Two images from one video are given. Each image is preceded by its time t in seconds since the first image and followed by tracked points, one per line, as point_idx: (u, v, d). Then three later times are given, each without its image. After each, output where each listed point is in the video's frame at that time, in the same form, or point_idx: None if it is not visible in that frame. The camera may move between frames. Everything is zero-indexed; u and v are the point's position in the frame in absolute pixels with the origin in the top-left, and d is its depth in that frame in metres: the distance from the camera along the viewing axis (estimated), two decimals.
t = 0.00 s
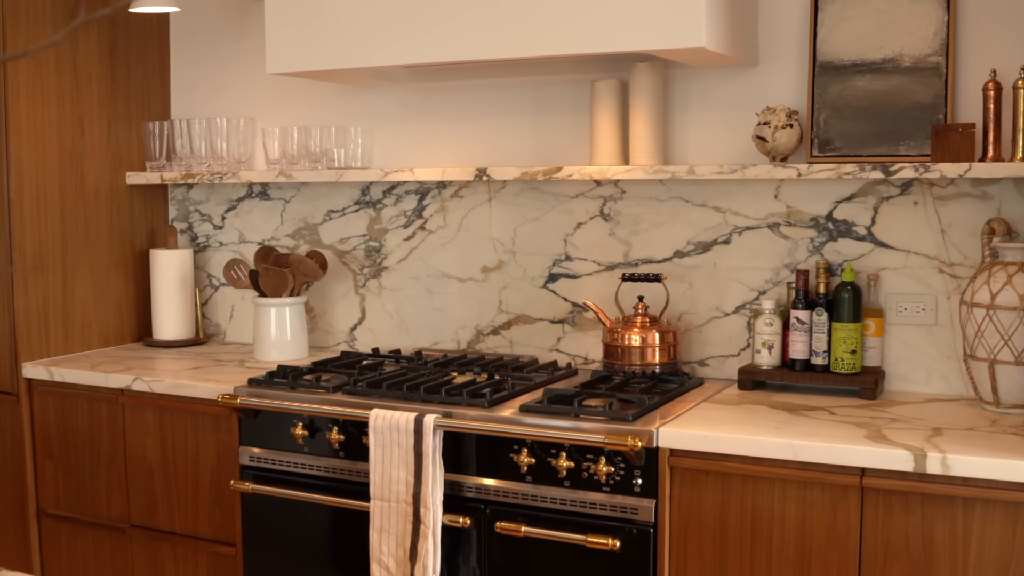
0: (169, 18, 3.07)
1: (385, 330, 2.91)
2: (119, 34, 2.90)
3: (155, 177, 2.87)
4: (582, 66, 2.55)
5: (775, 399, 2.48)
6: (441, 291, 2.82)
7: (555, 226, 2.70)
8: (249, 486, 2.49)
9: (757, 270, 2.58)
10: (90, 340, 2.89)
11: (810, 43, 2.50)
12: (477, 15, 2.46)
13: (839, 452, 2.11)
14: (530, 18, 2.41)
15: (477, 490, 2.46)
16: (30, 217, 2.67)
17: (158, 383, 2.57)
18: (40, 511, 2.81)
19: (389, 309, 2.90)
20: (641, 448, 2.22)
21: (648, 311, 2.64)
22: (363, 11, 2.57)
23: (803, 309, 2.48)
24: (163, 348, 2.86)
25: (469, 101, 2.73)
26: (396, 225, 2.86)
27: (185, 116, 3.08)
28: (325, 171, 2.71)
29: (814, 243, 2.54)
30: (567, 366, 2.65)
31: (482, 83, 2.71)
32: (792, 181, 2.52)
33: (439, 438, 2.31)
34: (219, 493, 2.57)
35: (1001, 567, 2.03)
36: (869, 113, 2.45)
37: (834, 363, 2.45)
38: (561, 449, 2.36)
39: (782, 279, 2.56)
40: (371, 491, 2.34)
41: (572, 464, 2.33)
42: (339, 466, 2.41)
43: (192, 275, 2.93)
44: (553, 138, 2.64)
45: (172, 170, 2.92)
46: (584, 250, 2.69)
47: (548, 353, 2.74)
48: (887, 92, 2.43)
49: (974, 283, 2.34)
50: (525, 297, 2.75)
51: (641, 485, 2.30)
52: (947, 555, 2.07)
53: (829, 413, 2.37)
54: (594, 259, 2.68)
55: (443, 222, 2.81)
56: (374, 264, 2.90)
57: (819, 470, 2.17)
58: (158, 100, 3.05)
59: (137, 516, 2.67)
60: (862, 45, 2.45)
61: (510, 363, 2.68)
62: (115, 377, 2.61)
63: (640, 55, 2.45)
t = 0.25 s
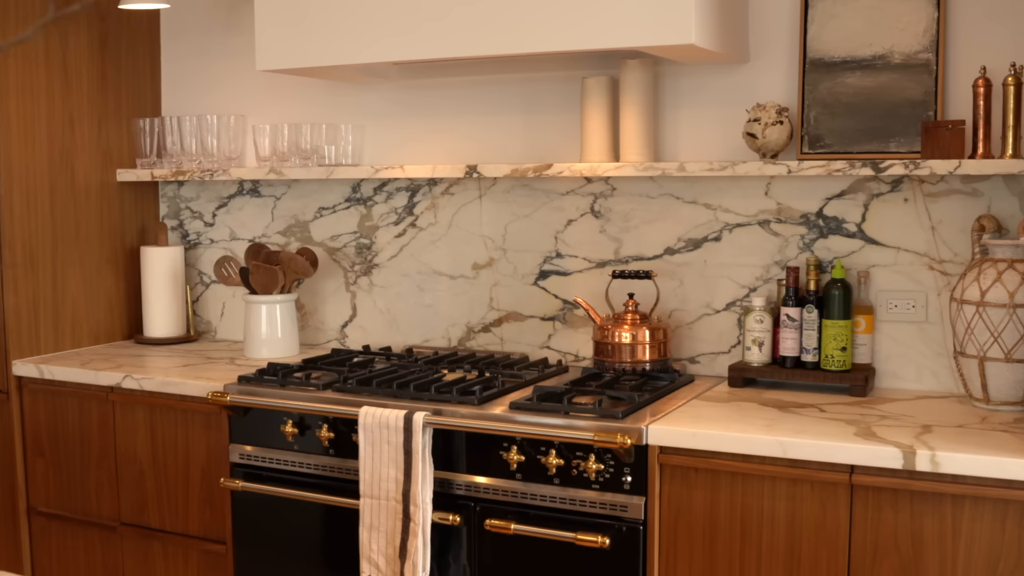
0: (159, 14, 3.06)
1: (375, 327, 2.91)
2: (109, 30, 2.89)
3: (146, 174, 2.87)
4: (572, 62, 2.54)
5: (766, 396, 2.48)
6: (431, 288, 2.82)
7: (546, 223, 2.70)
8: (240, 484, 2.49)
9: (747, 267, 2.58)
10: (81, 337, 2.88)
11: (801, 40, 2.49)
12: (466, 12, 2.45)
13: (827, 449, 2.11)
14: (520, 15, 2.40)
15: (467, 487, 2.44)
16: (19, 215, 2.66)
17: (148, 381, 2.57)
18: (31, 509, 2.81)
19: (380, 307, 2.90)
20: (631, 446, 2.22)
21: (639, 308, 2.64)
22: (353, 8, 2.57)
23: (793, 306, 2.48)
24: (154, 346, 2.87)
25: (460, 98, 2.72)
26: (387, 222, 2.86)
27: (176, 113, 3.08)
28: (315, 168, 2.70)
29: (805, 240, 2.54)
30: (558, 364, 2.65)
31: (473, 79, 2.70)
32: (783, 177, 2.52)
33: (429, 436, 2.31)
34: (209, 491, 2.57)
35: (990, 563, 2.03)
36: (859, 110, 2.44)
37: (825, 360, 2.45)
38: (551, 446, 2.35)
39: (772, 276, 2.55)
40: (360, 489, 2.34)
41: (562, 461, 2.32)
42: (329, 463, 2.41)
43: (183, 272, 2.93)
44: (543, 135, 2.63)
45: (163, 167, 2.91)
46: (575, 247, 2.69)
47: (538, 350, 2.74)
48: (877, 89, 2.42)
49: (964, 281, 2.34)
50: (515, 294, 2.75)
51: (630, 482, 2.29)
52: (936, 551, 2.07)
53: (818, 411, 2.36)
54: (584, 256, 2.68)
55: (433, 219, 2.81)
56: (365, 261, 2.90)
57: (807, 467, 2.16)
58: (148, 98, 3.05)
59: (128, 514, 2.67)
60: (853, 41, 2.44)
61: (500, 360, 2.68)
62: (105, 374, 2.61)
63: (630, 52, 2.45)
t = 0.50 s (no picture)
0: (150, 12, 3.06)
1: (367, 325, 2.92)
2: (100, 28, 2.89)
3: (137, 172, 2.86)
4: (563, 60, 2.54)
5: (756, 393, 2.48)
6: (422, 285, 2.83)
7: (537, 220, 2.70)
8: (231, 481, 2.49)
9: (738, 264, 2.58)
10: (72, 335, 2.88)
11: (791, 37, 2.49)
12: (457, 8, 2.45)
13: (817, 447, 2.11)
14: (511, 13, 2.40)
15: (457, 485, 2.44)
16: (10, 212, 2.66)
17: (138, 378, 2.57)
18: (22, 507, 2.82)
19: (371, 304, 2.90)
20: (621, 443, 2.22)
21: (629, 306, 2.64)
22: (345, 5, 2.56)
23: (784, 303, 2.48)
24: (145, 343, 2.87)
25: (451, 95, 2.72)
26: (378, 220, 2.86)
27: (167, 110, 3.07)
28: (307, 166, 2.70)
29: (795, 237, 2.54)
30: (549, 361, 2.65)
31: (464, 77, 2.70)
32: (773, 175, 2.52)
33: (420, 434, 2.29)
34: (199, 488, 2.57)
35: (980, 560, 2.02)
36: (849, 107, 2.44)
37: (815, 357, 2.45)
38: (541, 444, 2.35)
39: (763, 274, 2.55)
40: (350, 486, 2.34)
41: (552, 459, 2.32)
42: (320, 461, 2.41)
43: (174, 270, 2.94)
44: (534, 132, 2.63)
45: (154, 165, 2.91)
46: (566, 244, 2.69)
47: (529, 348, 2.74)
48: (867, 86, 2.42)
49: (954, 278, 2.34)
50: (506, 292, 2.75)
51: (621, 479, 2.29)
52: (925, 549, 2.06)
53: (808, 408, 2.36)
54: (575, 253, 2.68)
55: (424, 216, 2.81)
56: (356, 258, 2.90)
57: (797, 465, 2.16)
58: (139, 95, 3.04)
59: (118, 512, 2.67)
60: (843, 39, 2.44)
61: (491, 358, 2.68)
62: (95, 372, 2.61)
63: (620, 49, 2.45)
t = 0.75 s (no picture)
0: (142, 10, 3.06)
1: (358, 323, 2.92)
2: (91, 26, 2.88)
3: (127, 170, 2.87)
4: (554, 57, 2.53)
5: (746, 391, 2.48)
6: (414, 283, 2.83)
7: (528, 218, 2.70)
8: (221, 479, 2.49)
9: (728, 261, 2.58)
10: (63, 333, 2.88)
11: (782, 35, 2.49)
12: (447, 6, 2.45)
13: (807, 444, 2.10)
14: (501, 10, 2.39)
15: (447, 483, 2.45)
16: None
17: (129, 376, 2.57)
18: (13, 505, 2.82)
19: (363, 302, 2.90)
20: (610, 441, 2.21)
21: (620, 303, 2.64)
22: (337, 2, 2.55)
23: (774, 301, 2.47)
24: (136, 341, 2.87)
25: (442, 92, 2.71)
26: (369, 217, 2.86)
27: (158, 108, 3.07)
28: (297, 163, 2.70)
29: (786, 235, 2.54)
30: (540, 359, 2.65)
31: (455, 74, 2.70)
32: (764, 172, 2.52)
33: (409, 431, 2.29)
34: (190, 486, 2.57)
35: (969, 558, 2.01)
36: (840, 105, 2.44)
37: (805, 355, 2.45)
38: (531, 442, 2.34)
39: (753, 271, 2.55)
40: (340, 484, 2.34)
41: (542, 456, 2.31)
42: (310, 459, 2.41)
43: (165, 267, 2.94)
44: (525, 130, 2.63)
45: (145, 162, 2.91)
46: (557, 241, 2.69)
47: (520, 345, 2.75)
48: (858, 84, 2.42)
49: (944, 275, 2.34)
50: (498, 289, 2.75)
51: (610, 478, 2.29)
52: (915, 547, 2.05)
53: (799, 406, 2.36)
54: (566, 251, 2.68)
55: (416, 214, 2.81)
56: (347, 256, 2.90)
57: (788, 463, 2.14)
58: (130, 93, 3.04)
59: (109, 510, 2.67)
60: (833, 36, 2.44)
61: (482, 355, 2.68)
62: (86, 370, 2.61)
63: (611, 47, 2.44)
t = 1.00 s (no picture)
0: (134, 7, 3.06)
1: (350, 321, 2.92)
2: (82, 24, 2.88)
3: (119, 168, 2.86)
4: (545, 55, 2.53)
5: (737, 388, 2.48)
6: (405, 281, 2.83)
7: (519, 216, 2.70)
8: (212, 477, 2.49)
9: (719, 259, 2.58)
10: (54, 331, 2.88)
11: (773, 32, 2.49)
12: (438, 4, 2.44)
13: (796, 442, 2.09)
14: (491, 7, 2.39)
15: (438, 481, 2.44)
16: None
17: (120, 374, 2.57)
18: (5, 504, 2.82)
19: (355, 300, 2.90)
20: (600, 439, 2.21)
21: (611, 301, 2.65)
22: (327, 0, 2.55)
23: (765, 298, 2.47)
24: (128, 339, 2.88)
25: (434, 90, 2.71)
26: (361, 215, 2.86)
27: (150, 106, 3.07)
28: (289, 161, 2.70)
29: (777, 233, 2.54)
30: (531, 357, 2.65)
31: (446, 72, 2.69)
32: (755, 170, 2.52)
33: (400, 429, 2.29)
34: (181, 484, 2.57)
35: (958, 556, 2.01)
36: (831, 102, 2.44)
37: (796, 353, 2.45)
38: (521, 440, 2.34)
39: (744, 269, 2.55)
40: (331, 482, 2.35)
41: (532, 454, 2.31)
42: (301, 457, 2.41)
43: (157, 265, 2.94)
44: (516, 127, 2.63)
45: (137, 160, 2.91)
46: (548, 239, 2.69)
47: (512, 343, 2.75)
48: (849, 82, 2.42)
49: (934, 273, 2.34)
50: (489, 287, 2.75)
51: (601, 475, 2.28)
52: (905, 545, 2.05)
53: (789, 403, 2.36)
54: (558, 249, 2.69)
55: (407, 211, 2.81)
56: (339, 254, 2.91)
57: (778, 460, 2.14)
58: (122, 91, 3.04)
59: (101, 508, 2.68)
60: (824, 34, 2.44)
61: (474, 353, 2.68)
62: (78, 368, 2.62)
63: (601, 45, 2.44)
